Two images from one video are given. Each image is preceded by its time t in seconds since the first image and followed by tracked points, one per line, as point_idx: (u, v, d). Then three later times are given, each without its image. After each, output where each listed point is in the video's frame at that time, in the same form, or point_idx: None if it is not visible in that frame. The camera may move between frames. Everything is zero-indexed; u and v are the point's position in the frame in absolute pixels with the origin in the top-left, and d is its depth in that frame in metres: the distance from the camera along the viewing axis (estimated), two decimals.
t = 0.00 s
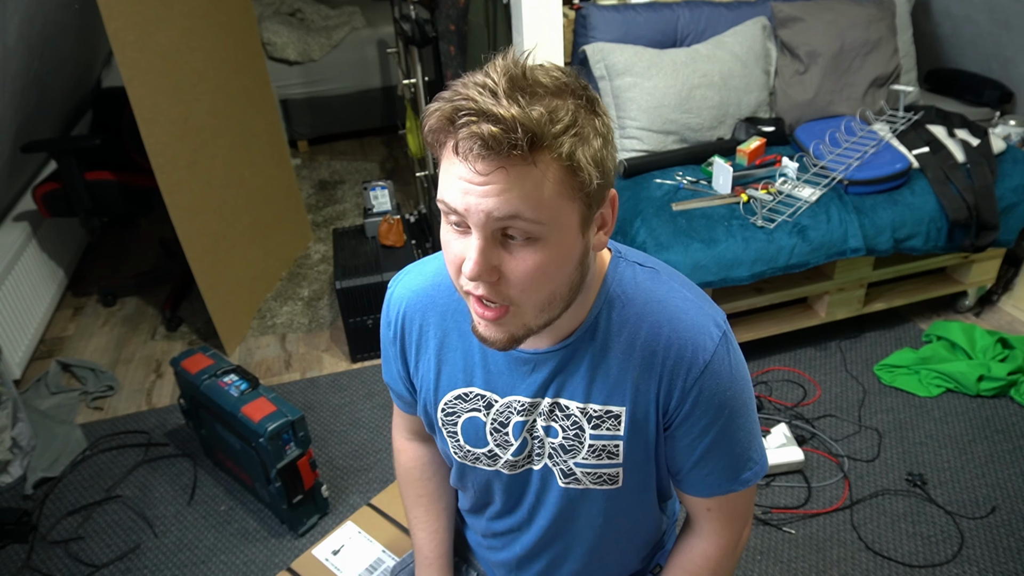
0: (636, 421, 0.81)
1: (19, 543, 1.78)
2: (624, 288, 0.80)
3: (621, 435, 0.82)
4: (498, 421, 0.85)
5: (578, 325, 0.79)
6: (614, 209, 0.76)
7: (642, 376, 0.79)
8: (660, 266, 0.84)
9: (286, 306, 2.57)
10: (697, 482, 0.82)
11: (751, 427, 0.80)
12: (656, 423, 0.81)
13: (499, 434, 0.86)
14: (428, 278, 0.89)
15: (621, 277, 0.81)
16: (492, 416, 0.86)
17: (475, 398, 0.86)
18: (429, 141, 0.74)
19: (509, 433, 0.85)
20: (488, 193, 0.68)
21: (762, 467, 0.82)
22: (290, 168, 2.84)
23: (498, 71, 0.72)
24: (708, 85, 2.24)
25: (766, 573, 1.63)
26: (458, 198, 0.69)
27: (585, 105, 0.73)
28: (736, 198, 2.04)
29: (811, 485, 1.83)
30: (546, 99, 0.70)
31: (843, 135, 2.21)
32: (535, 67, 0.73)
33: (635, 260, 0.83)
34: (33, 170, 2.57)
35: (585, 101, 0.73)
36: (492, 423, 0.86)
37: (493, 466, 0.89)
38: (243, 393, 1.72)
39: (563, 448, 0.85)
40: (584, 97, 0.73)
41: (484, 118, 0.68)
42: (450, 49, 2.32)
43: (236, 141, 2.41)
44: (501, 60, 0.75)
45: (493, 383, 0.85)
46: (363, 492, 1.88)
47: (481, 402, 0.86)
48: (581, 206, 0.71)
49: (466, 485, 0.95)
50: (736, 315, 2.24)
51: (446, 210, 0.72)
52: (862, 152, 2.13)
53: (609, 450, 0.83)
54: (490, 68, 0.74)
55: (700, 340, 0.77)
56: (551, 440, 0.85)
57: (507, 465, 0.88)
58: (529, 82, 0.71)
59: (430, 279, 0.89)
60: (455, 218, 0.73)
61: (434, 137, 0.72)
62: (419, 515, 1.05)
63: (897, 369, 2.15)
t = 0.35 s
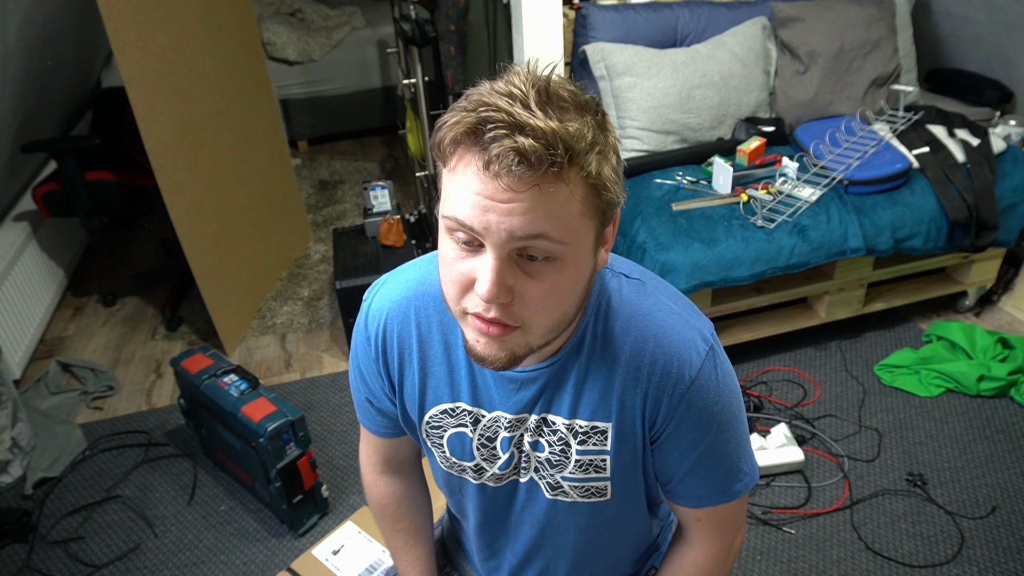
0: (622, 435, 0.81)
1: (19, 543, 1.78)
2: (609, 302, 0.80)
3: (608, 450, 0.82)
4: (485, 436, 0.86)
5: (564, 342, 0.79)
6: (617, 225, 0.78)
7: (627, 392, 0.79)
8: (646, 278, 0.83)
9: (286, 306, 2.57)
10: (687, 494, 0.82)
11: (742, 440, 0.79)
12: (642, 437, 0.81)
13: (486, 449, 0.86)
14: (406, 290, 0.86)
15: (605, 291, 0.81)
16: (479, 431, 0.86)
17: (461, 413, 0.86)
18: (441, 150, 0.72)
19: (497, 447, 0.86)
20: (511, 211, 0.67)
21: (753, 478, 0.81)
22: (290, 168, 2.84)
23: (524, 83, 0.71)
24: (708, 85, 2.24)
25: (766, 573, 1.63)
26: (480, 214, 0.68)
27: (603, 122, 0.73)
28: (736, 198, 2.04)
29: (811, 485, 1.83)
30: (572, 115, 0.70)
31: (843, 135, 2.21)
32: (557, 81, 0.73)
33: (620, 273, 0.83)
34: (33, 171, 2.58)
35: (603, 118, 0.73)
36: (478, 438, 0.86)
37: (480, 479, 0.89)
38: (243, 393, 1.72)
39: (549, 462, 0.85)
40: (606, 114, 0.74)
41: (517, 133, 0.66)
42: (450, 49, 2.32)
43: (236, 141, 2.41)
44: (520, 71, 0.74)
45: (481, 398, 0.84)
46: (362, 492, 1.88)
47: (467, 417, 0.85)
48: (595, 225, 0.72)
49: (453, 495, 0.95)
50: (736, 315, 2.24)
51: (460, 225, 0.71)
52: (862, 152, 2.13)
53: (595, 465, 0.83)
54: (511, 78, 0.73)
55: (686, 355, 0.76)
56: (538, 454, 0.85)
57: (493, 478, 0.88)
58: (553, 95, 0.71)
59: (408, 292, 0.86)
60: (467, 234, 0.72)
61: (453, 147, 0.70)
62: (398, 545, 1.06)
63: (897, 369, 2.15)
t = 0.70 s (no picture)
0: (622, 443, 0.81)
1: (19, 543, 1.78)
2: (609, 310, 0.80)
3: (608, 458, 0.82)
4: (485, 443, 0.86)
5: (565, 351, 0.78)
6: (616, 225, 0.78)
7: (628, 400, 0.79)
8: (648, 285, 0.83)
9: (286, 306, 2.57)
10: (688, 501, 0.82)
11: (743, 447, 0.79)
12: (643, 444, 0.81)
13: (486, 456, 0.86)
14: (405, 297, 0.86)
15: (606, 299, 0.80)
16: (479, 438, 0.86)
17: (461, 420, 0.86)
18: (438, 159, 0.71)
19: (497, 454, 0.86)
20: (514, 217, 0.67)
21: (754, 485, 0.81)
22: (290, 168, 2.84)
23: (517, 87, 0.71)
24: (708, 85, 2.24)
25: (766, 573, 1.63)
26: (482, 222, 0.68)
27: (599, 122, 0.73)
28: (736, 198, 2.04)
29: (811, 485, 1.83)
30: (568, 116, 0.70)
31: (842, 135, 2.21)
32: (549, 83, 0.73)
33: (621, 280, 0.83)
34: (33, 171, 2.58)
35: (597, 117, 0.74)
36: (479, 445, 0.86)
37: (480, 485, 0.89)
38: (243, 393, 1.72)
39: (550, 469, 0.85)
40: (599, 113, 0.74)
41: (516, 138, 0.66)
42: (450, 49, 2.32)
43: (236, 141, 2.41)
44: (511, 76, 0.74)
45: (481, 405, 0.84)
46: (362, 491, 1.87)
47: (468, 424, 0.85)
48: (596, 226, 0.72)
49: (453, 498, 0.95)
50: (736, 315, 2.24)
51: (462, 234, 0.70)
52: (862, 152, 2.13)
53: (596, 472, 0.83)
54: (503, 83, 0.73)
55: (687, 364, 0.76)
56: (538, 460, 0.85)
57: (493, 485, 0.89)
58: (548, 98, 0.71)
59: (408, 298, 0.86)
60: (468, 243, 0.71)
61: (450, 155, 0.70)
62: (397, 548, 1.06)
63: (897, 369, 2.15)
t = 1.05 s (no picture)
0: (633, 429, 0.81)
1: (19, 543, 1.78)
2: (622, 295, 0.80)
3: (618, 445, 0.82)
4: (495, 432, 0.85)
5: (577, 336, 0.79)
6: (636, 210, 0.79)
7: (640, 385, 0.79)
8: (660, 275, 0.83)
9: (286, 306, 2.57)
10: (693, 490, 0.83)
11: (747, 437, 0.80)
12: (653, 431, 0.81)
13: (495, 445, 0.86)
14: (417, 287, 0.86)
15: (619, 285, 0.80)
16: (488, 427, 0.85)
17: (471, 409, 0.85)
18: (473, 140, 0.70)
19: (506, 444, 0.85)
20: (556, 194, 0.67)
21: (757, 476, 0.82)
22: (290, 168, 2.84)
23: (551, 68, 0.71)
24: (708, 85, 2.24)
25: (766, 573, 1.63)
26: (522, 201, 0.67)
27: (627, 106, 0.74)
28: (736, 198, 2.04)
29: (811, 485, 1.83)
30: (604, 98, 0.71)
31: (843, 135, 2.21)
32: (581, 66, 0.73)
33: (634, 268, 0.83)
34: (33, 171, 2.58)
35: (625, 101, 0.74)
36: (488, 435, 0.85)
37: (489, 475, 0.89)
38: (243, 393, 1.72)
39: (559, 457, 0.85)
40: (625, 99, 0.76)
41: (560, 116, 0.66)
42: (450, 49, 2.32)
43: (236, 141, 2.41)
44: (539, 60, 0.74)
45: (491, 395, 0.84)
46: (362, 492, 1.87)
47: (478, 413, 0.85)
48: (625, 208, 0.73)
49: (461, 492, 0.95)
50: (736, 314, 2.24)
51: (498, 215, 0.70)
52: (862, 151, 2.13)
53: (606, 459, 0.83)
54: (533, 67, 0.73)
55: (698, 349, 0.76)
56: (548, 449, 0.85)
57: (502, 475, 0.88)
58: (583, 80, 0.71)
59: (420, 288, 0.85)
60: (503, 224, 0.70)
61: (488, 135, 0.68)
62: (397, 545, 1.05)
63: (897, 369, 2.15)
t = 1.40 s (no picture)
0: (644, 399, 0.81)
1: (19, 543, 1.78)
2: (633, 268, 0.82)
3: (630, 413, 0.81)
4: (506, 404, 0.84)
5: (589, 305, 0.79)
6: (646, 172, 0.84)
7: (652, 353, 0.79)
8: (665, 253, 0.86)
9: (286, 306, 2.57)
10: (697, 463, 0.83)
11: (745, 409, 0.82)
12: (663, 401, 0.81)
13: (506, 417, 0.84)
14: (434, 262, 0.86)
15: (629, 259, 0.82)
16: (499, 399, 0.84)
17: (482, 381, 0.84)
18: (524, 90, 0.72)
19: (517, 416, 0.84)
20: (608, 132, 0.70)
21: (754, 449, 0.83)
22: (290, 168, 2.84)
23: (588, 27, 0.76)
24: (708, 85, 2.24)
25: (766, 573, 1.63)
26: (579, 140, 0.70)
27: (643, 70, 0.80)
28: (736, 198, 2.04)
29: (811, 485, 1.83)
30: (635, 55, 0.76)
31: (843, 135, 2.21)
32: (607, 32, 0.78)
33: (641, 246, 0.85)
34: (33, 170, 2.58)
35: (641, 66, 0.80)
36: (499, 407, 0.84)
37: (498, 451, 0.87)
38: (243, 393, 1.72)
39: (571, 428, 0.83)
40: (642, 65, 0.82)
41: (613, 59, 0.70)
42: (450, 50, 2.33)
43: (236, 140, 2.42)
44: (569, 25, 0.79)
45: (503, 365, 0.82)
46: (362, 492, 1.88)
47: (490, 384, 0.83)
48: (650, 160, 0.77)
49: (471, 479, 0.92)
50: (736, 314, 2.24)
51: (552, 157, 0.71)
52: (862, 151, 2.13)
53: (617, 429, 0.82)
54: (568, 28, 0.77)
55: (707, 317, 0.78)
56: (560, 420, 0.83)
57: (512, 449, 0.86)
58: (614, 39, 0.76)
59: (436, 263, 0.85)
60: (554, 167, 0.72)
61: (543, 81, 0.70)
62: (400, 538, 1.05)
63: (897, 369, 2.15)
